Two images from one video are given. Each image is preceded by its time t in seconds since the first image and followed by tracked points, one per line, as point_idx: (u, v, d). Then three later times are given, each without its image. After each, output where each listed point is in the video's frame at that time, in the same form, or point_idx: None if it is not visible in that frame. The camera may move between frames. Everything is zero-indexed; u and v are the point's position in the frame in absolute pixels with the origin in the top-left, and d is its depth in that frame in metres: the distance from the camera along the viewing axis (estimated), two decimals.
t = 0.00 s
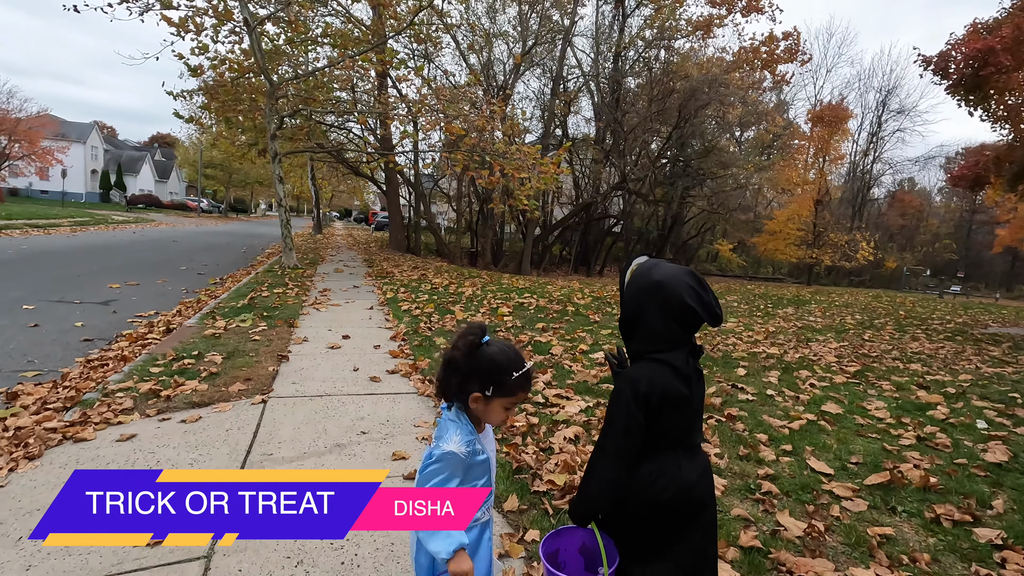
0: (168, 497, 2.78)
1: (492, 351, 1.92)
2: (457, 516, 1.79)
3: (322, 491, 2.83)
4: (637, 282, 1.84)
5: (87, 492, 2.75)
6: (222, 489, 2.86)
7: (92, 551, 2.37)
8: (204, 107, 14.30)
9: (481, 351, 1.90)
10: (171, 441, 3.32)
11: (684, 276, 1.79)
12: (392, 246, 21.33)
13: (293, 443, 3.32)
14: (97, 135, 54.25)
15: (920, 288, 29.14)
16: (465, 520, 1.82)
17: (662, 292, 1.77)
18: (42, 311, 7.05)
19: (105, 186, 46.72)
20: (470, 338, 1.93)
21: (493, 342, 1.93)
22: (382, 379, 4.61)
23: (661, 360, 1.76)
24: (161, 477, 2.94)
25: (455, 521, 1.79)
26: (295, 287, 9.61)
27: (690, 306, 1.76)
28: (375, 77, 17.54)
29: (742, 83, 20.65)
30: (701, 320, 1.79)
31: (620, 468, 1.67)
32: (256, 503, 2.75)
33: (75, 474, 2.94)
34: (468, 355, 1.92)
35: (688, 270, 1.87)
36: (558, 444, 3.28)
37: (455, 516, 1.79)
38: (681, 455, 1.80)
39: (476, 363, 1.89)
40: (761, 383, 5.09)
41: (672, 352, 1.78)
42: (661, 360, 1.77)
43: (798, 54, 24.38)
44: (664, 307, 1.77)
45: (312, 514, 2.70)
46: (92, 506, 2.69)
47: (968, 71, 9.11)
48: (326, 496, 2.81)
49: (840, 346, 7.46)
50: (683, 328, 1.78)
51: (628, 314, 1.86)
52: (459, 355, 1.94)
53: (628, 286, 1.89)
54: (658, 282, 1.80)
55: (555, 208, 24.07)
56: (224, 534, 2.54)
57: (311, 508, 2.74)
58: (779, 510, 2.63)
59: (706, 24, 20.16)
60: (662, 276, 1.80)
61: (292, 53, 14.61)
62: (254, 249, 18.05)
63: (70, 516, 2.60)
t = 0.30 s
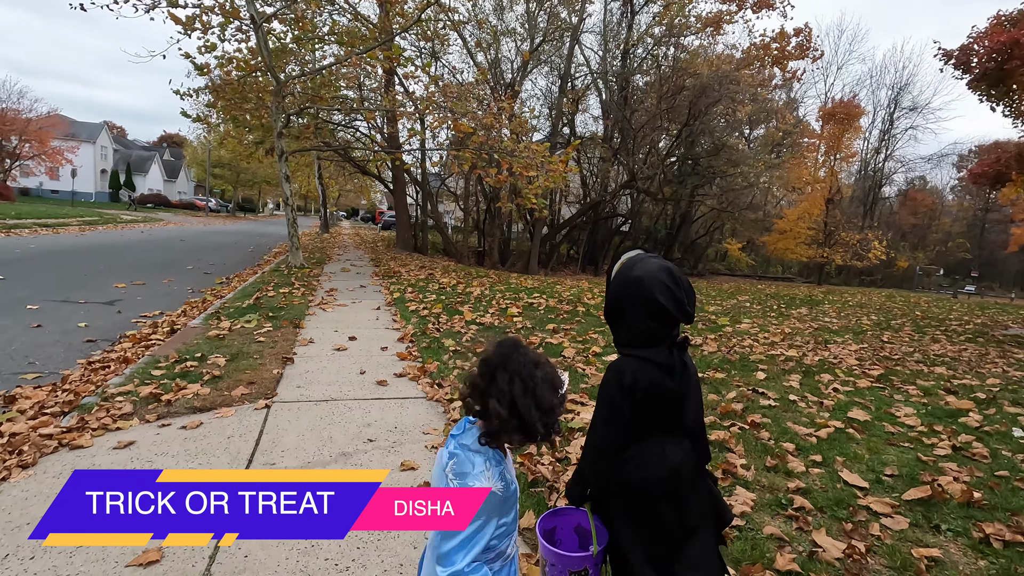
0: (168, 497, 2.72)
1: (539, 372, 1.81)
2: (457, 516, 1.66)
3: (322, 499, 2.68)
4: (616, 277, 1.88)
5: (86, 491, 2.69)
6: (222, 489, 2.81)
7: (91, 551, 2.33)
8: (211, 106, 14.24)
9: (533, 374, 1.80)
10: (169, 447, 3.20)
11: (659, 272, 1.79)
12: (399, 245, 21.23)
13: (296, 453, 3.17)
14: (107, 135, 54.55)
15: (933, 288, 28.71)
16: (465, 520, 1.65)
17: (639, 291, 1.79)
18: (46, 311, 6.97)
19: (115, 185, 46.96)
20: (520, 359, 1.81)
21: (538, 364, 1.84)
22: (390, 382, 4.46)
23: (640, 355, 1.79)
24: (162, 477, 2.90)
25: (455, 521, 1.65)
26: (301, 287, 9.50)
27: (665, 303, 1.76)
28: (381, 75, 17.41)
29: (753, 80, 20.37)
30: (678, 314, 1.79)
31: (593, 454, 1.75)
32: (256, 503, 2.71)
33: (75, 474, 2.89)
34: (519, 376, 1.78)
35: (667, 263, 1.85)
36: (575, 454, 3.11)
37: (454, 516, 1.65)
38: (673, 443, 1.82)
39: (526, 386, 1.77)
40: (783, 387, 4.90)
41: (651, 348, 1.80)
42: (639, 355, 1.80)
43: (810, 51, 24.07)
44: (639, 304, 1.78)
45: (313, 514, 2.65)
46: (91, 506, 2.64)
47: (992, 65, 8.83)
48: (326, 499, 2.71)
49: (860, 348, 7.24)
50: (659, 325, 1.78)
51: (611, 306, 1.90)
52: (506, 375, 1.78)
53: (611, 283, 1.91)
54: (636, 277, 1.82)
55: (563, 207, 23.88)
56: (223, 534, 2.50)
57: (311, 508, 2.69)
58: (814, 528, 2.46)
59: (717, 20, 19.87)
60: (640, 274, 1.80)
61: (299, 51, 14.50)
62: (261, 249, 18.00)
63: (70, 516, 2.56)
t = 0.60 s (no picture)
0: (168, 496, 2.66)
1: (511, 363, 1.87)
2: (457, 517, 1.70)
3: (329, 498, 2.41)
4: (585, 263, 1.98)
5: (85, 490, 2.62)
6: (221, 489, 2.73)
7: (92, 551, 2.27)
8: (214, 102, 14.09)
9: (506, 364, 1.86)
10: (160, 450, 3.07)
11: (626, 255, 1.89)
12: (405, 243, 21.06)
13: (290, 457, 3.03)
14: (115, 133, 54.73)
15: (947, 286, 28.22)
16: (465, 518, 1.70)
17: (609, 274, 1.88)
18: (45, 308, 6.87)
19: (123, 184, 47.09)
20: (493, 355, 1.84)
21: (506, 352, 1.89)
22: (391, 382, 4.31)
23: (616, 335, 1.88)
24: (161, 477, 2.81)
25: (455, 521, 1.70)
26: (304, 284, 9.36)
27: (634, 282, 1.86)
28: (386, 71, 17.23)
29: (763, 75, 20.05)
30: (647, 293, 1.88)
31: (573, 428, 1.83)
32: (256, 503, 2.63)
33: (75, 474, 2.80)
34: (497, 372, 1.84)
35: (632, 247, 1.95)
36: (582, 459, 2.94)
37: (454, 516, 1.70)
38: (649, 420, 1.91)
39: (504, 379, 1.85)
40: (799, 389, 4.69)
41: (625, 328, 1.89)
42: (614, 335, 1.88)
43: (821, 45, 23.66)
44: (610, 285, 1.88)
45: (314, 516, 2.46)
46: (92, 506, 2.57)
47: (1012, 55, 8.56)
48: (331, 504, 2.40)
49: (876, 347, 7.00)
50: (630, 304, 1.88)
51: (583, 292, 1.99)
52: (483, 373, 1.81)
53: (580, 269, 1.99)
54: (604, 261, 1.91)
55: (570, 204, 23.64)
56: (223, 534, 2.44)
57: (311, 508, 2.60)
58: (840, 541, 2.28)
59: (727, 14, 19.58)
60: (608, 257, 1.89)
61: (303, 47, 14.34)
62: (267, 246, 17.91)
63: (73, 513, 2.51)
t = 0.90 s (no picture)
0: (169, 495, 2.39)
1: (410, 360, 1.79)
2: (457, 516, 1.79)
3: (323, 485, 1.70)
4: (562, 270, 1.99)
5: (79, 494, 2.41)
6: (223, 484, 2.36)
7: (98, 552, 2.32)
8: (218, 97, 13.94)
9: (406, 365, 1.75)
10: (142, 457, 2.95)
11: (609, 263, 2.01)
12: (410, 238, 20.89)
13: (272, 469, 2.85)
14: (125, 129, 54.94)
15: (962, 282, 27.65)
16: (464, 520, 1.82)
17: (596, 279, 1.96)
18: (41, 306, 6.76)
19: (133, 180, 47.23)
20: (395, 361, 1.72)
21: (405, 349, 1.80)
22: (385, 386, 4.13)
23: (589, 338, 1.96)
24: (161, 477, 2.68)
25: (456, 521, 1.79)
26: (304, 281, 9.20)
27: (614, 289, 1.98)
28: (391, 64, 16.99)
29: (775, 67, 19.65)
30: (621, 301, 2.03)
31: (541, 426, 1.87)
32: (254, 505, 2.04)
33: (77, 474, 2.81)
34: (395, 377, 1.73)
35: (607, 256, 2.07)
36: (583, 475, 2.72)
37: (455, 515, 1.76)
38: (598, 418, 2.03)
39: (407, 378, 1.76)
40: (815, 394, 4.44)
41: (597, 331, 1.99)
42: (587, 340, 1.97)
43: (835, 36, 23.13)
44: (593, 291, 1.96)
45: (312, 514, 1.72)
46: (90, 507, 2.40)
47: None
48: (323, 493, 1.70)
49: (894, 348, 6.73)
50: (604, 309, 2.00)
51: (556, 292, 2.00)
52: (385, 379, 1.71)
53: (559, 271, 2.00)
54: (587, 267, 1.98)
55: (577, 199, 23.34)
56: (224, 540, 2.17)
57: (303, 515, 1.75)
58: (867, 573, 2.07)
59: (738, 6, 19.17)
60: (595, 263, 1.98)
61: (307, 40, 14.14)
62: (272, 243, 17.81)
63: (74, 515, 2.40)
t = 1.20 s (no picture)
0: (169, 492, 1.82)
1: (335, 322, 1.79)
2: (456, 516, 1.76)
3: (323, 482, 1.51)
4: (559, 255, 1.79)
5: (69, 484, 1.83)
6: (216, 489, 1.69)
7: (101, 550, 2.23)
8: (221, 92, 13.81)
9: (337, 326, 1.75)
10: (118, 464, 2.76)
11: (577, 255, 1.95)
12: (416, 235, 20.75)
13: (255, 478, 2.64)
14: (134, 126, 55.12)
15: (976, 281, 27.12)
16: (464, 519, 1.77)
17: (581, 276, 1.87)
18: (34, 302, 6.62)
19: (142, 177, 47.42)
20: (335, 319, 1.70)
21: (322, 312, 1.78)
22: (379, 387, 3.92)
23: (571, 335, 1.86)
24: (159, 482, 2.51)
25: (454, 521, 1.75)
26: (304, 277, 9.03)
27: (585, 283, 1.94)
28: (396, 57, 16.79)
29: (786, 61, 19.29)
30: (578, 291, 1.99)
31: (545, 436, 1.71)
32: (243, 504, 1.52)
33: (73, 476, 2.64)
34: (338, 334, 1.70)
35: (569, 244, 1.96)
36: (587, 489, 2.49)
37: (455, 516, 1.76)
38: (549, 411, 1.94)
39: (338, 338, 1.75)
40: (835, 398, 4.19)
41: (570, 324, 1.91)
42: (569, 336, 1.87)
43: (847, 30, 22.71)
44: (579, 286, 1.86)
45: (311, 516, 1.50)
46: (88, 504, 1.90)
47: None
48: (324, 494, 1.50)
49: (914, 349, 6.45)
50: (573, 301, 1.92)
51: (553, 286, 1.77)
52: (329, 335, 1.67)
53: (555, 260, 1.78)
54: (573, 259, 1.85)
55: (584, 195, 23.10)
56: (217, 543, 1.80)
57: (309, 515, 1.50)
58: None
59: None
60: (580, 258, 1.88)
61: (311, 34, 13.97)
62: (277, 238, 17.72)
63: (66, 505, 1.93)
